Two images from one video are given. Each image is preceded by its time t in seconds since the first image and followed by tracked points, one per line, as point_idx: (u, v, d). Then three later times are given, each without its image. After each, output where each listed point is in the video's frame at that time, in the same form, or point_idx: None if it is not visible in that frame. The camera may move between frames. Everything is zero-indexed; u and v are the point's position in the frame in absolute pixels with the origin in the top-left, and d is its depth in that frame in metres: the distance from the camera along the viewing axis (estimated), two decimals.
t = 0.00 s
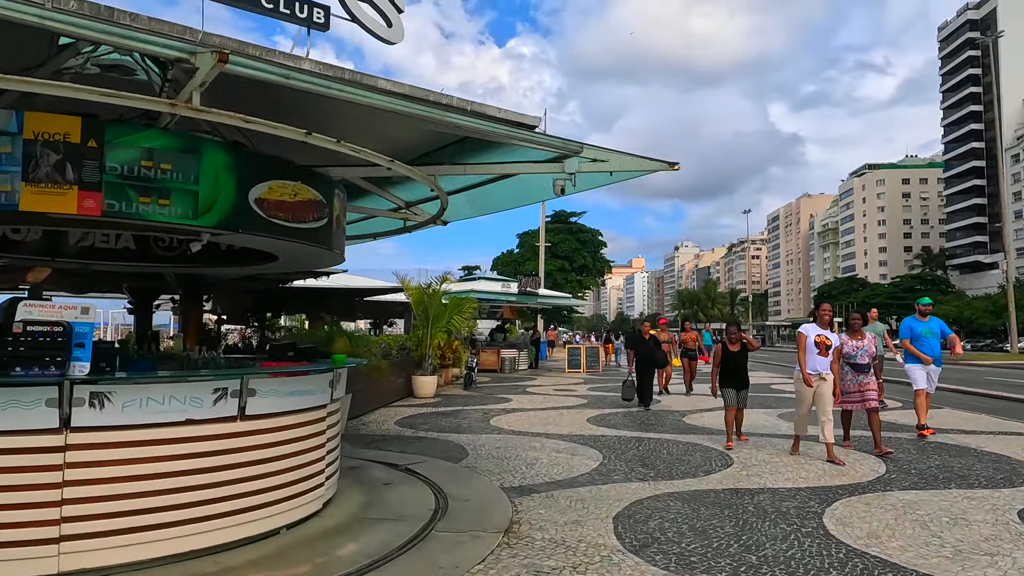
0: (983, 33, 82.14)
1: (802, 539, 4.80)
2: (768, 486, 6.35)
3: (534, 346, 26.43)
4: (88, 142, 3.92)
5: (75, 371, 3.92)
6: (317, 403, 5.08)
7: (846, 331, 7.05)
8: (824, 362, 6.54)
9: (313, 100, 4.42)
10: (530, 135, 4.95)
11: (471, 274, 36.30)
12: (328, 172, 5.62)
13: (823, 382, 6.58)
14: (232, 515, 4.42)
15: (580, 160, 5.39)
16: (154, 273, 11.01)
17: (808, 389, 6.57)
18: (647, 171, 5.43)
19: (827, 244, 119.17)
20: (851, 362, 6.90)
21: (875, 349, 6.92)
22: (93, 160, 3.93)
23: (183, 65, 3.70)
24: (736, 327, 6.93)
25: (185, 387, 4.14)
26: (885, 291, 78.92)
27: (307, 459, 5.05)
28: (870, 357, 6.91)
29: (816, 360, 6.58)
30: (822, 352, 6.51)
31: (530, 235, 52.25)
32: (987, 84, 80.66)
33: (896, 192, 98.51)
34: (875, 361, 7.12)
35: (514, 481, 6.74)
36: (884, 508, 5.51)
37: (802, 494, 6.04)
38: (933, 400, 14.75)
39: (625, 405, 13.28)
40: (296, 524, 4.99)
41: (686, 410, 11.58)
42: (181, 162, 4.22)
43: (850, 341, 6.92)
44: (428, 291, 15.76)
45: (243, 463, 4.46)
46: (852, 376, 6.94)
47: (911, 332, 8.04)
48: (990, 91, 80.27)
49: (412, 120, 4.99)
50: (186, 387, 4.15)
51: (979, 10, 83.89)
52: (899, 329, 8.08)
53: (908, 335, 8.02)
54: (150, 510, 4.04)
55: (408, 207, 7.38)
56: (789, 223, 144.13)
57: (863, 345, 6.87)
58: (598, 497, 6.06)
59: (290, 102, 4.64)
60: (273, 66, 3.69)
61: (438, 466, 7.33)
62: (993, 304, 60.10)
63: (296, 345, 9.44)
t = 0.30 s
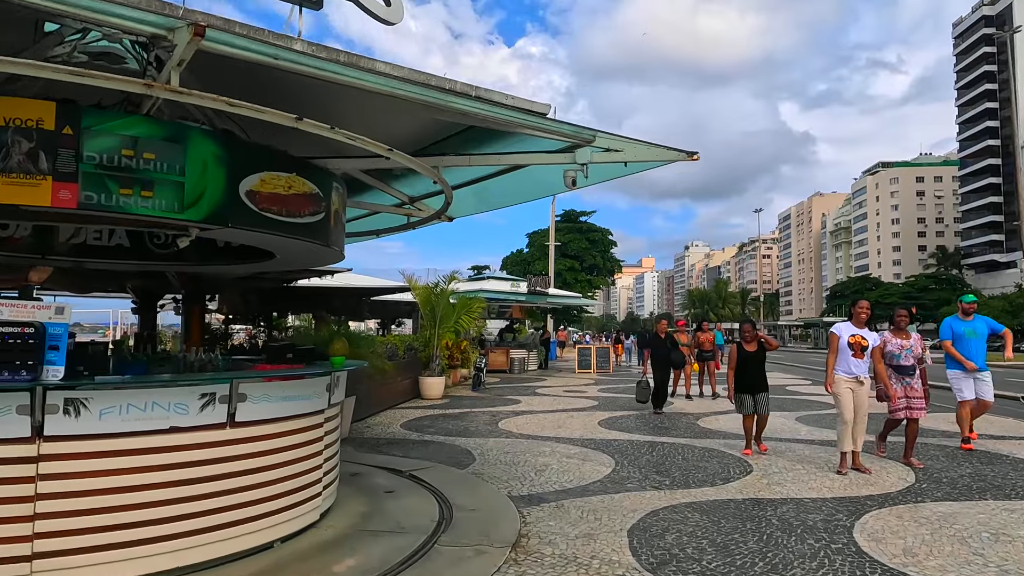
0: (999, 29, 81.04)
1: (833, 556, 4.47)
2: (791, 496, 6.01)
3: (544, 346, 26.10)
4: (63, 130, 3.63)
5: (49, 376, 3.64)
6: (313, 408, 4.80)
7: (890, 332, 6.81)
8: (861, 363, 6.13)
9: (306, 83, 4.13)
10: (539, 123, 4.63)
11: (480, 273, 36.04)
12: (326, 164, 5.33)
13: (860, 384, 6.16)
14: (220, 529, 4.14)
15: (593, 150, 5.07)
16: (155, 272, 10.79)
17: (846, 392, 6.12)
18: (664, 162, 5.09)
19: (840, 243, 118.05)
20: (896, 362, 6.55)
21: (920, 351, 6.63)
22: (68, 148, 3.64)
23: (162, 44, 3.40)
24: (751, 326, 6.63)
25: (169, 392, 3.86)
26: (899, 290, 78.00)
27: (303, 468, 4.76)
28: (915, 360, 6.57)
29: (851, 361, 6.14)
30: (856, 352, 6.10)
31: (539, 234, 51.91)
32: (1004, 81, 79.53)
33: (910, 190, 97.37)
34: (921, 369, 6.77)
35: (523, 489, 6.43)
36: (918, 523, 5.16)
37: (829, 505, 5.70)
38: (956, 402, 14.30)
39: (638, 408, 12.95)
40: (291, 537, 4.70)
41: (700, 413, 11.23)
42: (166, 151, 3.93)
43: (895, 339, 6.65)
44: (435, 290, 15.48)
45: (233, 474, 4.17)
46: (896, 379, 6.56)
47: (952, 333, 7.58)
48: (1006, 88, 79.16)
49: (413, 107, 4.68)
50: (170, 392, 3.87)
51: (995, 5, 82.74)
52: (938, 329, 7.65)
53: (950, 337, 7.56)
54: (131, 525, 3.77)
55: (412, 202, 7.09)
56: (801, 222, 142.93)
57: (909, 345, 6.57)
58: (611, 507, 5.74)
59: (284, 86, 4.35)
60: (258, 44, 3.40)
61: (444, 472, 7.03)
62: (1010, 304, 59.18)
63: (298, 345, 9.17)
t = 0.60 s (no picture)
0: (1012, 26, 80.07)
1: (861, 573, 4.11)
2: (812, 505, 5.65)
3: (550, 346, 25.74)
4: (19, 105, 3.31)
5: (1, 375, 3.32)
6: (300, 409, 4.48)
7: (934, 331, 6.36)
8: (893, 367, 5.70)
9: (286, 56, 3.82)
10: (540, 103, 4.30)
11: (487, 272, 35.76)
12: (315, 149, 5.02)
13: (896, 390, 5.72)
14: (195, 541, 3.82)
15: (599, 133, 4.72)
16: (151, 269, 10.52)
17: (881, 401, 5.70)
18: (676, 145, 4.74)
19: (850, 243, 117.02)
20: (938, 364, 6.11)
21: (964, 351, 6.13)
22: (25, 126, 3.32)
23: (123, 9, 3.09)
24: (774, 326, 6.27)
25: (136, 393, 3.55)
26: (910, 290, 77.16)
27: (288, 475, 4.43)
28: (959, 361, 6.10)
29: (882, 364, 5.73)
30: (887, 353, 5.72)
31: (547, 233, 51.55)
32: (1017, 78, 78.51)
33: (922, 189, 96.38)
34: (969, 371, 6.28)
35: (526, 495, 6.09)
36: (951, 535, 4.79)
37: (853, 515, 5.33)
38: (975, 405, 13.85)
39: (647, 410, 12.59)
40: (276, 549, 4.38)
41: (712, 415, 10.86)
42: (134, 130, 3.62)
43: (937, 339, 6.20)
44: (439, 289, 15.16)
45: (208, 481, 3.85)
46: (937, 382, 6.13)
47: (1004, 334, 7.17)
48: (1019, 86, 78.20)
49: (404, 86, 4.36)
50: (138, 393, 3.55)
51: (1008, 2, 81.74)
52: (992, 328, 7.21)
53: (1004, 339, 7.15)
54: (94, 538, 3.45)
55: (409, 193, 6.77)
56: (810, 222, 141.92)
57: (951, 345, 6.12)
58: (620, 516, 5.40)
59: (266, 59, 4.05)
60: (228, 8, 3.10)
61: (444, 478, 6.70)
62: None
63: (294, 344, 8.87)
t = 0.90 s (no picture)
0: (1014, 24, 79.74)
1: None
2: (827, 518, 5.31)
3: (551, 347, 25.42)
4: None
5: None
6: (277, 421, 4.15)
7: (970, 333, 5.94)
8: (924, 371, 5.34)
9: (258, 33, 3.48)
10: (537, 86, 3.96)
11: (486, 272, 35.43)
12: (296, 139, 4.69)
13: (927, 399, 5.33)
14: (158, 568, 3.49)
15: (601, 121, 4.39)
16: (137, 269, 10.19)
17: (908, 410, 5.37)
18: (683, 134, 4.41)
19: (852, 242, 116.65)
20: (978, 370, 5.69)
21: (1006, 355, 5.72)
22: None
23: None
24: (787, 326, 5.92)
25: (89, 406, 3.23)
26: (912, 290, 76.80)
27: (264, 492, 4.10)
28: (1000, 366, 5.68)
29: (913, 369, 5.35)
30: (919, 357, 5.34)
31: (547, 233, 51.27)
32: (1019, 77, 78.20)
33: (923, 188, 96.04)
34: (1011, 376, 5.86)
35: (523, 508, 5.75)
36: (979, 554, 4.45)
37: (871, 530, 5.00)
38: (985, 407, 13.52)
39: (649, 413, 12.25)
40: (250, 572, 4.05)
41: (716, 419, 10.53)
42: (88, 117, 3.27)
43: (975, 344, 5.79)
44: (437, 289, 14.84)
45: (172, 502, 3.52)
46: (977, 390, 5.70)
47: None
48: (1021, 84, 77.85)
49: (390, 68, 4.02)
50: (91, 406, 3.23)
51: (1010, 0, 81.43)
52: None
53: None
54: (42, 567, 3.12)
55: (400, 189, 6.44)
56: (811, 221, 141.56)
57: (991, 349, 5.70)
58: (623, 532, 5.06)
59: (238, 40, 3.72)
60: None
61: (437, 489, 6.37)
62: None
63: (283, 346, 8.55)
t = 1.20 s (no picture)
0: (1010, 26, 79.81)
1: None
2: (847, 527, 4.99)
3: (549, 349, 25.10)
4: None
5: None
6: (258, 425, 3.83)
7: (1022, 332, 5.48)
8: (972, 374, 4.99)
9: None
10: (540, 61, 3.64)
11: (483, 273, 35.11)
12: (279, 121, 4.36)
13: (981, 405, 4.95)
14: None
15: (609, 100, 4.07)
16: (123, 266, 9.84)
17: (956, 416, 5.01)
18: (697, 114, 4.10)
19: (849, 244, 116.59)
20: None
21: None
22: None
23: None
24: (795, 325, 5.61)
25: (42, 410, 2.90)
26: (909, 291, 76.68)
27: (243, 503, 3.77)
28: None
29: (961, 372, 5.01)
30: (966, 359, 5.01)
31: (544, 234, 50.99)
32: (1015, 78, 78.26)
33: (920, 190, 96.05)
34: None
35: (523, 517, 5.43)
36: (1015, 567, 4.13)
37: (896, 541, 4.68)
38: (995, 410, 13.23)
39: (651, 416, 11.92)
40: None
41: (721, 422, 10.21)
42: (40, 86, 2.89)
43: None
44: (433, 289, 14.51)
45: (136, 515, 3.19)
46: None
47: None
48: (1018, 85, 77.86)
49: (379, 41, 3.70)
50: (43, 410, 2.91)
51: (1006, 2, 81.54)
52: None
53: None
54: None
55: (393, 179, 6.11)
56: (808, 223, 141.57)
57: None
58: (631, 542, 4.73)
59: (213, 7, 3.39)
60: None
61: (432, 496, 6.04)
62: None
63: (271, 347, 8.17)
